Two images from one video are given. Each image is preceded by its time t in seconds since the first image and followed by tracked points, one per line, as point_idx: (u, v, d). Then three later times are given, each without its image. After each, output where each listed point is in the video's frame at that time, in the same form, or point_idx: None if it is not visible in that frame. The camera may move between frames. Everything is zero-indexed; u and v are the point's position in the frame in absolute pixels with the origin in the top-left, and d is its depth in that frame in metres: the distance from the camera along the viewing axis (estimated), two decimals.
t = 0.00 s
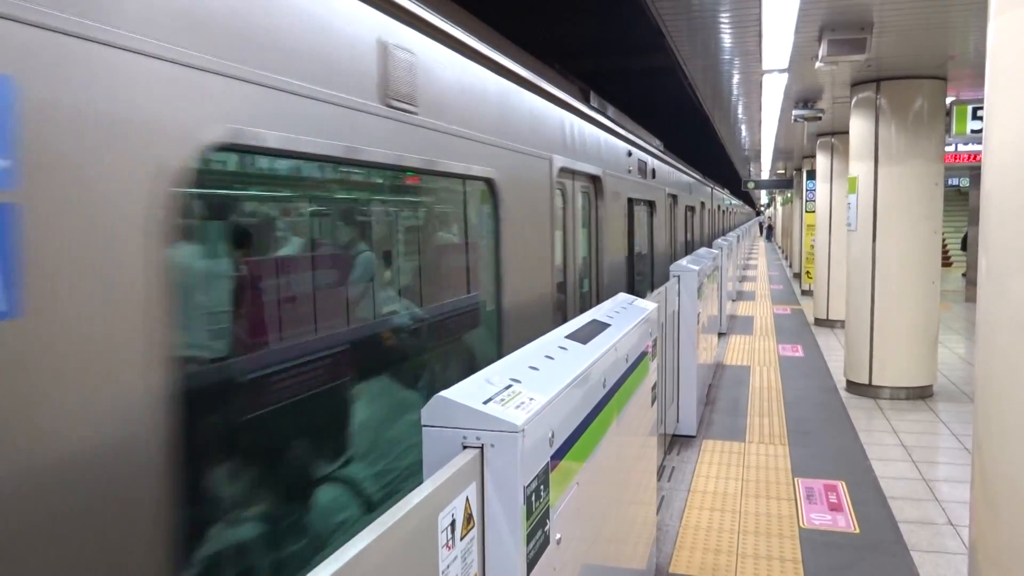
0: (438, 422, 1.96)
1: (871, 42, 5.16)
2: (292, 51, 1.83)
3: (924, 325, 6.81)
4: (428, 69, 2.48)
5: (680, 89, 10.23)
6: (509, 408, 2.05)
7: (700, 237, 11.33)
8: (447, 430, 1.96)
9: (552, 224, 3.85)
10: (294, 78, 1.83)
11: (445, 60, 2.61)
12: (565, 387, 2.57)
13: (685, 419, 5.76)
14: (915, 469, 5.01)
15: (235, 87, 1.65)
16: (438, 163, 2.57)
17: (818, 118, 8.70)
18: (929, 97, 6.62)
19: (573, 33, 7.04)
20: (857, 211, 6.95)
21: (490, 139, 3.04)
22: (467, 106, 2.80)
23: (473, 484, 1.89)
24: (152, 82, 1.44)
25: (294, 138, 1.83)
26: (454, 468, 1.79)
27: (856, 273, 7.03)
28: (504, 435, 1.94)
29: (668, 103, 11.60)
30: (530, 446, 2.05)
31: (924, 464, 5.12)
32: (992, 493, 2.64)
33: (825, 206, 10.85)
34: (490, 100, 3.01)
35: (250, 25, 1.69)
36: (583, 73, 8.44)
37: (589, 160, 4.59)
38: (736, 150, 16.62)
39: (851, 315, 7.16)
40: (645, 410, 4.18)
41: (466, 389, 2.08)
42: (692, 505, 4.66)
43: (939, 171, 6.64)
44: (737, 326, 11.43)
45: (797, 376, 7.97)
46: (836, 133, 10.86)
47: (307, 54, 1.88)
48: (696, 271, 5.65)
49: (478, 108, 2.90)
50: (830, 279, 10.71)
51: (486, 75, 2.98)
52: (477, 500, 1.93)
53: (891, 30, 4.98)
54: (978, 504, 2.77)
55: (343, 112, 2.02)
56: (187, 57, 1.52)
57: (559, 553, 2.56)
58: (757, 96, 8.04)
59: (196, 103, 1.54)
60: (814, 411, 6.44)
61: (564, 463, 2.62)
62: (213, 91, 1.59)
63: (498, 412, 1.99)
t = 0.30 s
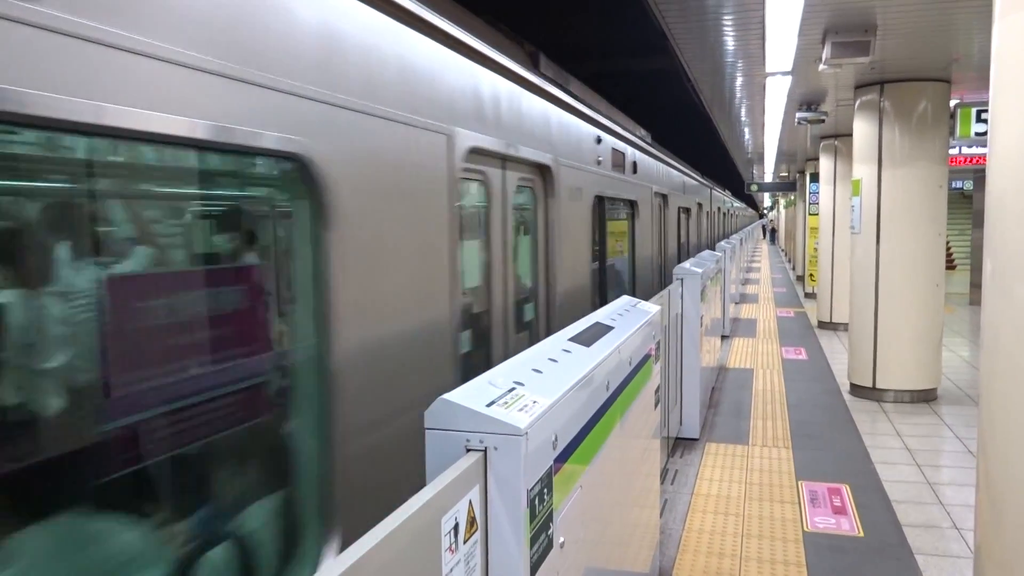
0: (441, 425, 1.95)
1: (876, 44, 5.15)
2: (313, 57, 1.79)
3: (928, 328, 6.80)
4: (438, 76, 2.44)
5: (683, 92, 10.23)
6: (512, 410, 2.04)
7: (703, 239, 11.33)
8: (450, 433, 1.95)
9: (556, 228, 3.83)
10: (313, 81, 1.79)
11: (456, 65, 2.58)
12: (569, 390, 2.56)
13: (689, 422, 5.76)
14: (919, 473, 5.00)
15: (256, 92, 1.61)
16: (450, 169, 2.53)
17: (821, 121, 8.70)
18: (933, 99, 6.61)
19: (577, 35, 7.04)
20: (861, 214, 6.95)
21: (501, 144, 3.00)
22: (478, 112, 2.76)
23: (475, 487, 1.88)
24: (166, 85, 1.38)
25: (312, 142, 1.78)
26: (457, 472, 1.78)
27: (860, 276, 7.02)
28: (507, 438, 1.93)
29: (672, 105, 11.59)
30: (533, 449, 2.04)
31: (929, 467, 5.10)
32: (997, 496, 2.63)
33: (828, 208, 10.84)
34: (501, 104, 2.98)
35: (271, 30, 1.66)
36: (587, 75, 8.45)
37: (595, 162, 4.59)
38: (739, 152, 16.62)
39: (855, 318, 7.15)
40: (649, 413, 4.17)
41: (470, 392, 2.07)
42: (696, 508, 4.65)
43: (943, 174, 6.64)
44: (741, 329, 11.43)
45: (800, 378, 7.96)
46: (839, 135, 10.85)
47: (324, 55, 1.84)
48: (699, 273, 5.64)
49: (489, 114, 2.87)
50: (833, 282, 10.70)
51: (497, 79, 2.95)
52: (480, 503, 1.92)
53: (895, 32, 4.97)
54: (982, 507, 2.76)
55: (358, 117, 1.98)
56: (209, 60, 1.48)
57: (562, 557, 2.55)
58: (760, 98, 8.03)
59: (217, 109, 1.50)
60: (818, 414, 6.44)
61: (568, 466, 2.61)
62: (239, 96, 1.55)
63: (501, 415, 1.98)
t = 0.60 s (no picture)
0: (444, 427, 1.94)
1: (878, 46, 5.15)
2: (317, 60, 1.81)
3: (930, 330, 6.80)
4: (442, 75, 2.45)
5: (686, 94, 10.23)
6: (515, 412, 2.03)
7: (706, 242, 11.33)
8: (452, 435, 1.94)
9: (558, 230, 3.82)
10: (317, 81, 1.80)
11: (459, 66, 2.58)
12: (571, 392, 2.56)
13: (691, 424, 5.75)
14: (922, 475, 4.99)
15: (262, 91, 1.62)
16: (454, 169, 2.53)
17: (823, 124, 8.71)
18: (936, 102, 6.61)
19: (579, 37, 7.04)
20: (863, 216, 6.95)
21: (503, 145, 3.00)
22: (481, 112, 2.77)
23: (478, 489, 1.88)
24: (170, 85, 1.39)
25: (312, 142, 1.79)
26: (459, 474, 1.77)
27: (861, 278, 7.02)
28: (510, 441, 1.92)
29: (674, 108, 11.60)
30: (535, 451, 2.03)
31: (932, 470, 5.10)
32: (1001, 498, 2.62)
33: (831, 211, 10.84)
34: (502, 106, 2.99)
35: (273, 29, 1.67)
36: (589, 77, 8.45)
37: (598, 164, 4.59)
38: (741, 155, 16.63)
39: (856, 320, 7.15)
40: (652, 414, 4.16)
41: (472, 394, 2.07)
42: (698, 510, 4.65)
43: (945, 176, 6.63)
44: (743, 331, 11.42)
45: (802, 381, 7.96)
46: (841, 138, 10.85)
47: (327, 56, 1.84)
48: (702, 275, 5.64)
49: (491, 114, 2.87)
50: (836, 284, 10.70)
51: (497, 79, 2.95)
52: (482, 505, 1.91)
53: (897, 34, 4.97)
54: (987, 509, 2.75)
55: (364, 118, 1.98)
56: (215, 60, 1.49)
57: (565, 559, 2.54)
58: (762, 100, 8.03)
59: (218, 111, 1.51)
60: (820, 416, 6.43)
61: (570, 468, 2.60)
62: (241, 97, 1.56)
63: (504, 417, 1.97)
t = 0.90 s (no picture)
0: (447, 428, 1.93)
1: (881, 46, 5.15)
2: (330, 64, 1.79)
3: (932, 332, 6.79)
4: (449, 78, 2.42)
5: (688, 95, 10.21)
6: (517, 414, 2.03)
7: (707, 243, 11.33)
8: (455, 437, 1.94)
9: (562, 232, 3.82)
10: (326, 85, 1.78)
11: (465, 69, 2.56)
12: (574, 393, 2.55)
13: (693, 426, 5.74)
14: (925, 477, 4.98)
15: (272, 95, 1.60)
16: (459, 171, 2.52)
17: (825, 125, 8.71)
18: (939, 103, 6.61)
19: (582, 38, 7.04)
20: (865, 217, 6.94)
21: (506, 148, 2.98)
22: (484, 115, 2.75)
23: (480, 491, 1.87)
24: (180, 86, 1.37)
25: (325, 147, 1.76)
26: (462, 475, 1.76)
27: (864, 279, 7.01)
28: (512, 442, 1.92)
29: (675, 108, 11.58)
30: (538, 451, 2.02)
31: (934, 472, 5.09)
32: (1004, 500, 2.62)
33: (833, 212, 10.83)
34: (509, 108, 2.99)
35: (287, 33, 1.64)
36: (592, 78, 8.44)
37: (601, 165, 4.58)
38: (743, 155, 16.62)
39: (859, 321, 7.14)
40: (654, 416, 4.16)
41: (475, 395, 2.06)
42: (700, 512, 4.64)
43: (948, 177, 6.63)
44: (745, 332, 11.41)
45: (803, 382, 7.95)
46: (843, 138, 10.84)
47: (338, 59, 1.82)
48: (704, 276, 5.64)
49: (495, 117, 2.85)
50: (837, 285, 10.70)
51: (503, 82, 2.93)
52: (485, 506, 1.90)
53: (900, 35, 4.97)
54: (990, 512, 2.75)
55: (369, 123, 1.96)
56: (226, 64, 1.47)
57: (567, 560, 2.54)
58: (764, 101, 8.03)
59: (230, 111, 1.48)
60: (823, 418, 6.42)
61: (572, 469, 2.60)
62: (254, 101, 1.54)
63: (507, 419, 1.96)
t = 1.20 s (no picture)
0: (447, 429, 1.93)
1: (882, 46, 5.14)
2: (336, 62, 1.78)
3: (935, 331, 6.78)
4: (450, 76, 2.41)
5: (688, 95, 10.21)
6: (518, 414, 2.03)
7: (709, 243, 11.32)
8: (455, 438, 1.93)
9: (562, 231, 3.82)
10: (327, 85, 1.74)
11: (463, 66, 2.53)
12: (575, 394, 2.55)
13: (695, 426, 5.74)
14: (927, 477, 4.98)
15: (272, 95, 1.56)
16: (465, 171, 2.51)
17: (826, 124, 8.70)
18: (940, 102, 6.60)
19: (582, 39, 7.02)
20: (867, 217, 6.93)
21: (509, 147, 2.95)
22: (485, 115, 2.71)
23: (481, 492, 1.87)
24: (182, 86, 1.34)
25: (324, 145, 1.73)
26: (463, 476, 1.76)
27: (866, 279, 7.00)
28: (513, 442, 1.92)
29: (676, 109, 11.58)
30: (539, 452, 2.02)
31: (936, 471, 5.09)
32: (1006, 500, 2.61)
33: (834, 212, 10.82)
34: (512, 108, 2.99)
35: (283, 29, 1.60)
36: (592, 78, 8.42)
37: (603, 165, 4.58)
38: (744, 155, 16.62)
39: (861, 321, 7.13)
40: (656, 416, 4.16)
41: (475, 396, 2.06)
42: (702, 512, 4.64)
43: (950, 177, 6.62)
44: (746, 332, 11.40)
45: (806, 382, 7.94)
46: (844, 138, 10.84)
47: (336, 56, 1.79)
48: (706, 276, 5.63)
49: (495, 116, 2.82)
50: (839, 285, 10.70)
51: (501, 81, 2.90)
52: (485, 507, 1.90)
53: (901, 34, 4.96)
54: (992, 512, 2.74)
55: (374, 122, 1.93)
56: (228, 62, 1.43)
57: (568, 561, 2.54)
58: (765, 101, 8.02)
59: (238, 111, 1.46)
60: (824, 418, 6.41)
61: (573, 470, 2.59)
62: (256, 101, 1.51)
63: (507, 420, 1.96)
